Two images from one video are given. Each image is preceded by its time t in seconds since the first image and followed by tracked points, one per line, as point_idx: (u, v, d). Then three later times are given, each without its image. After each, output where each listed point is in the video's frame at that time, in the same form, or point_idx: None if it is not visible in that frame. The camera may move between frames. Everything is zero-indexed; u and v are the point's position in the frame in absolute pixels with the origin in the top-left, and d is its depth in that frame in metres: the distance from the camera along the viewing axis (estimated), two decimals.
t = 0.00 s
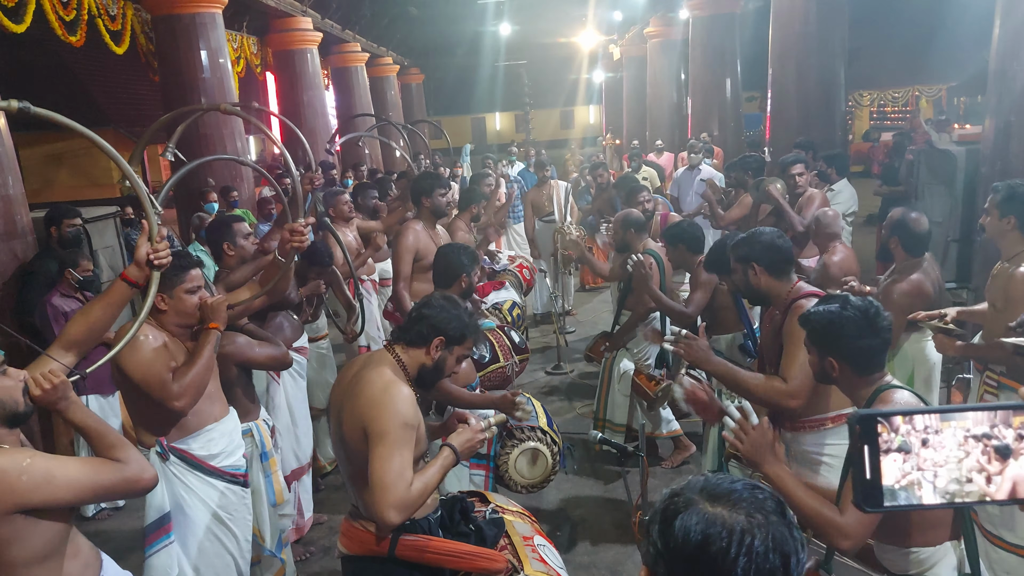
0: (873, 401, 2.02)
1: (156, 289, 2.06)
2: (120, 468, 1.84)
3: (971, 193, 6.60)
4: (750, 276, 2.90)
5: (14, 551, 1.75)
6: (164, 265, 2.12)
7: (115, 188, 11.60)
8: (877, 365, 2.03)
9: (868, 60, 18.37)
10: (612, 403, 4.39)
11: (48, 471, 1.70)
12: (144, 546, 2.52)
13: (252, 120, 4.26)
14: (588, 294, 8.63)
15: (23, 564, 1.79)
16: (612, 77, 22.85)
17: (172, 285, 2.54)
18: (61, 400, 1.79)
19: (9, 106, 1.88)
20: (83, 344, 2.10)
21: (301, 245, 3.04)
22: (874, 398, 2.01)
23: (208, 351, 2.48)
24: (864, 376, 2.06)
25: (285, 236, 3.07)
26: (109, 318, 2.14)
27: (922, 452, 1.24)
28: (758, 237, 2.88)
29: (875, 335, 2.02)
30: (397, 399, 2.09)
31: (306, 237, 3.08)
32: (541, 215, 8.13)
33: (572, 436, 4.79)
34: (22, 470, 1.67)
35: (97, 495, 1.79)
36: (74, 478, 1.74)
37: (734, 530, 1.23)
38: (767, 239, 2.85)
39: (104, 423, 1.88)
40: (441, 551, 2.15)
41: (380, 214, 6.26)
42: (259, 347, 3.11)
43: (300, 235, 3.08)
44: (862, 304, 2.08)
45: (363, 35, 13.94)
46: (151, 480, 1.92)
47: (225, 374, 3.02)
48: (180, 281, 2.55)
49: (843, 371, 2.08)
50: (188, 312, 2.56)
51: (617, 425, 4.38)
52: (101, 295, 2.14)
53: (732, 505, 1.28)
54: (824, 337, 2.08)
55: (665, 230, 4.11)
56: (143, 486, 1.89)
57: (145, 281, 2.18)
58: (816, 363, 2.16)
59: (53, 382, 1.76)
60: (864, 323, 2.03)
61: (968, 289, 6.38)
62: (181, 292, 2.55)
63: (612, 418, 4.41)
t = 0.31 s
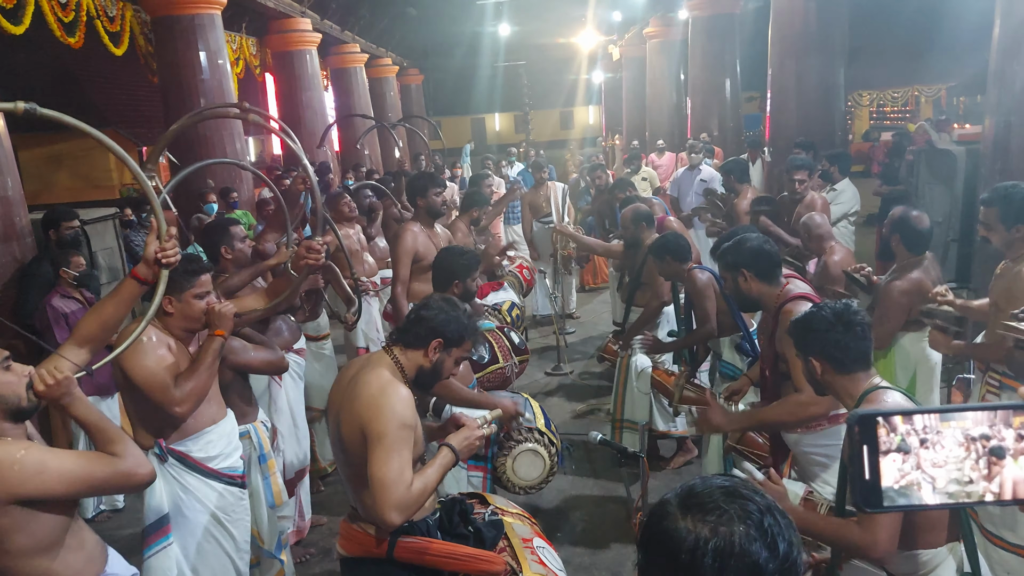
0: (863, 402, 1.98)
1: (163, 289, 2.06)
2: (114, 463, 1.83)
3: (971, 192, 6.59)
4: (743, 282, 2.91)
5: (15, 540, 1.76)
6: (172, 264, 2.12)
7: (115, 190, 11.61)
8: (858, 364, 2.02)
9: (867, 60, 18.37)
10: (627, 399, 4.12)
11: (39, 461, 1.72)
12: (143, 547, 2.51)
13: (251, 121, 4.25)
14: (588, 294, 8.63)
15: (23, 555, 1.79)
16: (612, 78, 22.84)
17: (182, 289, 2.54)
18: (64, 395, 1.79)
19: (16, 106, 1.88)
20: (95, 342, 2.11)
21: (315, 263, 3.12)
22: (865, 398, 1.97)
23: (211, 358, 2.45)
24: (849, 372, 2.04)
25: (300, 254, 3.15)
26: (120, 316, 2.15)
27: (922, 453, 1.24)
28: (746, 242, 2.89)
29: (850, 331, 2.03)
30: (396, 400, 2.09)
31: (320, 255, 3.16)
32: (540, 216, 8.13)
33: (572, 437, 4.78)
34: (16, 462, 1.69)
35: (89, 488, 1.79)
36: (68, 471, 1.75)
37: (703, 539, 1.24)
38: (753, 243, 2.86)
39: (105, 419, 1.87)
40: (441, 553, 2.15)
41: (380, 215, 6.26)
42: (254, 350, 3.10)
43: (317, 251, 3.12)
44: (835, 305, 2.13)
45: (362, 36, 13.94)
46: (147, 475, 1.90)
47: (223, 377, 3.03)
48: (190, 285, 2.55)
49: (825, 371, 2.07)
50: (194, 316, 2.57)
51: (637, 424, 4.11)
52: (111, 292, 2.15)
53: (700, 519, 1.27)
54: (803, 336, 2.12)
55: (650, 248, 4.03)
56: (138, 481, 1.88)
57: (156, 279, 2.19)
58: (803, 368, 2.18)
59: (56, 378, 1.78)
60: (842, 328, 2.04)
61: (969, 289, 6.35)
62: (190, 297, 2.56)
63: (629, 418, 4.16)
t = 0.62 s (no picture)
0: (869, 399, 2.01)
1: (176, 295, 2.08)
2: (111, 461, 1.83)
3: (972, 191, 6.59)
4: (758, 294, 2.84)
5: (18, 533, 1.76)
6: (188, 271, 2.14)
7: (116, 192, 11.62)
8: (868, 363, 2.03)
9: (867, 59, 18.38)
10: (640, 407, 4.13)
11: (38, 456, 1.73)
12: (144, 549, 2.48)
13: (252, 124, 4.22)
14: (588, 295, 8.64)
15: (25, 548, 1.80)
16: (612, 78, 22.83)
17: (193, 297, 2.55)
18: (70, 394, 1.80)
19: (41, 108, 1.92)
20: (114, 343, 2.16)
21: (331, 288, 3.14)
22: (872, 396, 1.99)
23: (215, 368, 2.47)
24: (860, 374, 2.05)
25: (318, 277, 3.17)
26: (139, 318, 2.19)
27: (926, 452, 1.20)
28: (730, 263, 2.87)
29: (863, 330, 2.02)
30: (396, 401, 2.09)
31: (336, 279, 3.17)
32: (540, 217, 8.14)
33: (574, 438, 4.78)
34: (14, 457, 1.70)
35: (87, 487, 1.80)
36: (64, 467, 1.76)
37: (718, 538, 1.23)
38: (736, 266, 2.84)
39: (107, 417, 1.88)
40: (441, 555, 2.15)
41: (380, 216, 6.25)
42: (254, 354, 3.10)
43: (336, 279, 3.15)
44: (850, 304, 2.12)
45: (362, 37, 13.94)
46: (145, 476, 1.90)
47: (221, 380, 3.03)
48: (200, 294, 2.55)
49: (838, 371, 2.08)
50: (201, 323, 2.57)
51: (653, 430, 4.10)
52: (131, 295, 2.20)
53: (716, 514, 1.27)
54: (810, 333, 2.11)
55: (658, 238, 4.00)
56: (134, 481, 1.88)
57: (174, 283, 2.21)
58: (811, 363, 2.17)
59: (62, 376, 1.78)
60: (854, 325, 2.03)
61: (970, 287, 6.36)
62: (200, 306, 2.55)
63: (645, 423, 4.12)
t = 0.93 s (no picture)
0: (874, 401, 2.01)
1: (184, 305, 2.12)
2: (102, 471, 1.83)
3: (972, 191, 6.59)
4: (771, 273, 2.93)
5: (11, 537, 1.77)
6: (197, 283, 2.18)
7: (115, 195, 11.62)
8: (878, 367, 2.04)
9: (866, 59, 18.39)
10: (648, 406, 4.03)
11: (30, 462, 1.73)
12: (147, 554, 2.48)
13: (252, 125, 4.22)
14: (589, 296, 8.64)
15: (23, 550, 1.80)
16: (612, 79, 22.82)
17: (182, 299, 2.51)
18: (69, 399, 1.81)
19: (64, 113, 1.94)
20: (126, 349, 2.22)
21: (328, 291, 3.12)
22: (877, 397, 2.00)
23: (207, 370, 2.45)
24: (870, 378, 2.05)
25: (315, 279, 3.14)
26: (149, 327, 2.24)
27: (937, 454, 1.18)
28: (744, 247, 2.93)
29: (882, 338, 2.02)
30: (396, 403, 2.09)
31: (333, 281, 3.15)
32: (540, 218, 8.14)
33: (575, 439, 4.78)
34: (6, 462, 1.70)
35: (74, 494, 1.79)
36: (55, 472, 1.76)
37: (725, 540, 1.23)
38: (749, 250, 2.88)
39: (103, 424, 1.88)
40: (441, 557, 2.14)
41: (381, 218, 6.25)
42: (251, 357, 3.10)
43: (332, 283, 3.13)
44: (869, 305, 2.08)
45: (361, 38, 13.94)
46: (134, 486, 1.90)
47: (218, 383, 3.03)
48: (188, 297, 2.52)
49: (847, 373, 2.08)
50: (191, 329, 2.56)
51: (657, 433, 4.13)
52: (143, 303, 2.25)
53: (721, 516, 1.27)
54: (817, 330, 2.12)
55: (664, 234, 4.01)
56: (124, 491, 1.87)
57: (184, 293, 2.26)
58: (817, 361, 2.17)
59: (65, 380, 1.79)
60: (871, 321, 2.03)
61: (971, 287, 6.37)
62: (191, 310, 2.54)
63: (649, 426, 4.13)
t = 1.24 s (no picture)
0: (860, 408, 1.99)
1: (184, 311, 2.11)
2: (89, 477, 1.81)
3: (974, 190, 6.58)
4: (786, 271, 2.97)
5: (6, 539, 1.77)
6: (197, 289, 2.17)
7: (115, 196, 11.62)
8: (858, 366, 2.04)
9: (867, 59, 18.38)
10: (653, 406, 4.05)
11: (19, 467, 1.74)
12: (146, 565, 2.44)
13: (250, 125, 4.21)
14: (589, 296, 8.63)
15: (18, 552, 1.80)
16: (612, 79, 22.81)
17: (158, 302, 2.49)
18: (63, 404, 1.80)
19: (65, 118, 1.93)
20: (129, 351, 2.23)
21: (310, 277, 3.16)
22: (864, 404, 1.99)
23: (200, 372, 2.44)
24: (848, 375, 2.06)
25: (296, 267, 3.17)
26: (151, 332, 2.24)
27: (949, 469, 1.18)
28: (760, 246, 2.94)
29: (858, 335, 2.05)
30: (394, 405, 2.09)
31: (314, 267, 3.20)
32: (541, 218, 8.13)
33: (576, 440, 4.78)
34: None
35: (61, 499, 1.79)
36: (43, 477, 1.76)
37: (728, 551, 1.23)
38: (769, 247, 2.91)
39: (97, 429, 1.86)
40: (442, 558, 2.14)
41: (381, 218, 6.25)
42: (244, 363, 3.09)
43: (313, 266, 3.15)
44: (832, 307, 2.15)
45: (362, 38, 13.95)
46: (123, 494, 1.87)
47: (209, 393, 3.05)
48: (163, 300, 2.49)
49: (824, 376, 2.09)
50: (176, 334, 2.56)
51: (666, 431, 4.13)
52: (145, 307, 2.24)
53: (726, 525, 1.27)
54: (798, 340, 2.13)
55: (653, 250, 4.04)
56: (112, 499, 1.84)
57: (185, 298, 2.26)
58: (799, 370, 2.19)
59: (59, 384, 1.79)
60: (839, 328, 2.06)
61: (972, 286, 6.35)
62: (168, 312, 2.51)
63: (658, 425, 4.13)
